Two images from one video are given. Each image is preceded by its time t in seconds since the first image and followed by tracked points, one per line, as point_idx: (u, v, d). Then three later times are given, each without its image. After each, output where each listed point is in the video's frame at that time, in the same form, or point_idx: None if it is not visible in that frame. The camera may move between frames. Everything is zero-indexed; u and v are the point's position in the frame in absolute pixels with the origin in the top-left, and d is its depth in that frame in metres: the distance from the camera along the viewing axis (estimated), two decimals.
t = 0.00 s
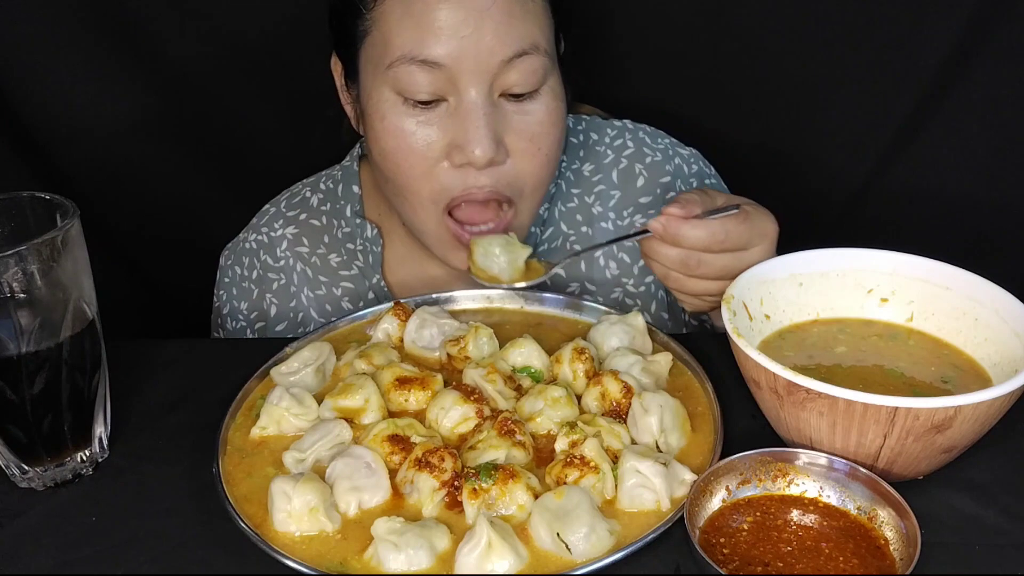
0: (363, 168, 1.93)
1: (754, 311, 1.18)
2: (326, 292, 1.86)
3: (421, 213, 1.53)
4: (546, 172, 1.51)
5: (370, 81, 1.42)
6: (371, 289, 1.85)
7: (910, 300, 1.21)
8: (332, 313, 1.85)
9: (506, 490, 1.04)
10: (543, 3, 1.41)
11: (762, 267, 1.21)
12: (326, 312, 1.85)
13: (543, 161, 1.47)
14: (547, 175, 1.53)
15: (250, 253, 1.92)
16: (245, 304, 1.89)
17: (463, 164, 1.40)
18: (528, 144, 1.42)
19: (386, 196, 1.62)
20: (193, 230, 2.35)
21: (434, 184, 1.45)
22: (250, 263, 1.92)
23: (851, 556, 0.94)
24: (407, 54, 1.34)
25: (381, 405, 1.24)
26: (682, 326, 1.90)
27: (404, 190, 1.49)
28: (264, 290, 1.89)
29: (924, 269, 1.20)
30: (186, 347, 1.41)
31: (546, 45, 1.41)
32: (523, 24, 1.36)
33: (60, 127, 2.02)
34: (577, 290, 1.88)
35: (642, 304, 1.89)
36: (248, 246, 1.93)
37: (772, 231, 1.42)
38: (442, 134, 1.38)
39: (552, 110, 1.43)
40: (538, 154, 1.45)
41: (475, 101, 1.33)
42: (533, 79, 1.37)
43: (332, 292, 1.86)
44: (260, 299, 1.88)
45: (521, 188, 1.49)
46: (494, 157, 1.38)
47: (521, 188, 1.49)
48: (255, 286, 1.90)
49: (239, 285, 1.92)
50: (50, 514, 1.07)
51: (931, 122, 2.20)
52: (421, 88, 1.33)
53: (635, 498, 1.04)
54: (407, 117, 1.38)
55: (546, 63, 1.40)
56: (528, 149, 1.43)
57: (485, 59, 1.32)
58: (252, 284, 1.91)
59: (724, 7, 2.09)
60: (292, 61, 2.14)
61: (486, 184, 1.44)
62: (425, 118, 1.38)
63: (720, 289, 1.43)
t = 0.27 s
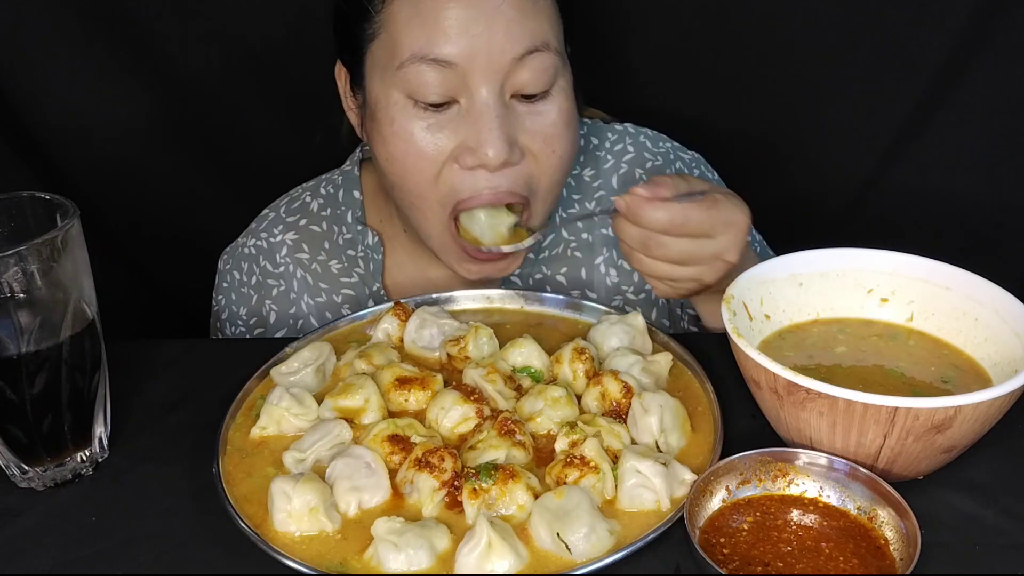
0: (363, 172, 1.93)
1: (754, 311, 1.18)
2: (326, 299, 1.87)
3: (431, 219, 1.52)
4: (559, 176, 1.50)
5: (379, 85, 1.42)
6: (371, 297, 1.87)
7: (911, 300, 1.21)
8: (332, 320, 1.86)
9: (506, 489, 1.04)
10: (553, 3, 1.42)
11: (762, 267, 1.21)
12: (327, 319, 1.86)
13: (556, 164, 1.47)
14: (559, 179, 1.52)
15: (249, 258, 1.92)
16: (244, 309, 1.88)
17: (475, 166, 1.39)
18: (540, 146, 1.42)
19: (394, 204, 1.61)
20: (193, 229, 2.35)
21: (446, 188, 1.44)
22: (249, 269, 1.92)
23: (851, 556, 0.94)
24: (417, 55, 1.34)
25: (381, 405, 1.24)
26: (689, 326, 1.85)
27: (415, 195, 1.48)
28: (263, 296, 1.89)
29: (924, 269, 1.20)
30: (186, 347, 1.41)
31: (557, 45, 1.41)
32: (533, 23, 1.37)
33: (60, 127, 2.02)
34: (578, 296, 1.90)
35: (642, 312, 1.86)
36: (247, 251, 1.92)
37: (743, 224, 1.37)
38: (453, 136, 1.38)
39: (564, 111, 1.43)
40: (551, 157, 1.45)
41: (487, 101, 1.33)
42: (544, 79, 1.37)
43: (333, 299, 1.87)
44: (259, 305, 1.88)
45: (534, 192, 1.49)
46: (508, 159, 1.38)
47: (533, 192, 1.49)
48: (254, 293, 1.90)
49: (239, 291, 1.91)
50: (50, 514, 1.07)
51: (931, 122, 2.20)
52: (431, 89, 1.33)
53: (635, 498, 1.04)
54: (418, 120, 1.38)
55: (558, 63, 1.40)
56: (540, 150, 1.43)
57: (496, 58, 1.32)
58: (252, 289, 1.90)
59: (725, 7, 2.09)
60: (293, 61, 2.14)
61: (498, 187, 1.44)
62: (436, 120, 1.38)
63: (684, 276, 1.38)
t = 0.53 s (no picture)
0: (361, 170, 1.93)
1: (754, 311, 1.18)
2: (322, 296, 1.87)
3: (433, 225, 1.52)
4: (560, 186, 1.52)
5: (389, 88, 1.41)
6: (366, 293, 1.87)
7: (911, 300, 1.21)
8: (328, 317, 1.87)
9: (506, 490, 1.04)
10: (566, 16, 1.42)
11: (762, 268, 1.21)
12: (322, 316, 1.86)
13: (558, 175, 1.48)
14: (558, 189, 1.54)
15: (246, 256, 1.92)
16: (241, 307, 1.89)
17: (483, 178, 1.40)
18: (545, 158, 1.43)
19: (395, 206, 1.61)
20: (194, 229, 2.35)
21: (451, 197, 1.44)
22: (246, 267, 1.91)
23: (851, 556, 0.94)
24: (431, 62, 1.33)
25: (381, 405, 1.24)
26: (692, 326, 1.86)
27: (419, 201, 1.48)
28: (260, 294, 1.89)
29: (924, 269, 1.20)
30: (186, 347, 1.41)
31: (567, 58, 1.41)
32: (547, 36, 1.37)
33: (60, 126, 2.02)
34: (572, 291, 1.90)
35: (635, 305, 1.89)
36: (245, 249, 1.92)
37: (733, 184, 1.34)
38: (464, 147, 1.38)
39: (570, 124, 1.44)
40: (555, 168, 1.46)
41: (499, 114, 1.34)
42: (554, 92, 1.38)
43: (328, 296, 1.87)
44: (256, 303, 1.89)
45: (536, 203, 1.50)
46: (514, 172, 1.39)
47: (535, 203, 1.50)
48: (251, 290, 1.90)
49: (236, 288, 1.91)
50: (51, 514, 1.07)
51: (932, 123, 2.20)
52: (445, 99, 1.33)
53: (635, 498, 1.04)
54: (427, 127, 1.38)
55: (567, 76, 1.41)
56: (546, 162, 1.44)
57: (509, 71, 1.32)
58: (248, 287, 1.90)
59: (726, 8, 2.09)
60: (293, 61, 2.13)
61: (504, 198, 1.45)
62: (448, 130, 1.37)
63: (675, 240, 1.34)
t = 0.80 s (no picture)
0: (361, 166, 1.91)
1: (754, 311, 1.18)
2: (321, 289, 1.88)
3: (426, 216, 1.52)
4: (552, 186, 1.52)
5: (387, 81, 1.41)
6: (364, 286, 1.86)
7: (911, 300, 1.21)
8: (327, 309, 1.88)
9: (506, 490, 1.04)
10: (567, 18, 1.42)
11: (762, 267, 1.21)
12: (321, 308, 1.88)
13: (551, 176, 1.48)
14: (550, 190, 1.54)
15: (246, 250, 1.92)
16: (241, 301, 1.92)
17: (476, 173, 1.40)
18: (539, 158, 1.43)
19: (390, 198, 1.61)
20: (194, 230, 2.35)
21: (443, 192, 1.45)
22: (246, 261, 1.92)
23: (851, 556, 0.94)
24: (431, 59, 1.34)
25: (381, 405, 1.24)
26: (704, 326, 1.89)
27: (414, 192, 1.48)
28: (260, 287, 1.91)
29: (924, 269, 1.20)
30: (186, 347, 1.41)
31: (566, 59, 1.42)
32: (546, 37, 1.37)
33: (60, 127, 2.02)
34: (569, 284, 1.90)
35: (632, 298, 1.91)
36: (245, 243, 1.92)
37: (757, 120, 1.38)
38: (458, 142, 1.38)
39: (566, 125, 1.44)
40: (548, 168, 1.46)
41: (495, 111, 1.34)
42: (551, 93, 1.38)
43: (327, 289, 1.87)
44: (255, 297, 1.91)
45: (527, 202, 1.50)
46: (507, 170, 1.39)
47: (527, 203, 1.50)
48: (251, 284, 1.92)
49: (236, 282, 1.93)
50: (51, 514, 1.07)
51: (932, 123, 2.20)
52: (442, 94, 1.33)
53: (635, 498, 1.04)
54: (422, 122, 1.38)
55: (565, 77, 1.41)
56: (539, 162, 1.44)
57: (507, 70, 1.32)
58: (249, 281, 1.92)
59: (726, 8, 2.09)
60: (293, 61, 2.13)
61: (495, 195, 1.44)
62: (443, 125, 1.37)
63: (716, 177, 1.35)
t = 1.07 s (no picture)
0: (365, 161, 1.92)
1: (754, 311, 1.18)
2: (327, 281, 1.87)
3: (422, 208, 1.54)
4: (545, 173, 1.52)
5: (376, 77, 1.42)
6: (371, 277, 1.86)
7: (911, 300, 1.21)
8: (333, 301, 1.88)
9: (506, 490, 1.04)
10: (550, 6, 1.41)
11: (762, 267, 1.21)
12: (327, 300, 1.88)
13: (542, 164, 1.48)
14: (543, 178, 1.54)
15: (252, 244, 1.92)
16: (247, 296, 1.91)
17: (464, 166, 1.41)
18: (529, 147, 1.43)
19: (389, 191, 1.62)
20: (193, 230, 2.35)
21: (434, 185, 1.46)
22: (252, 256, 1.92)
23: (851, 556, 0.94)
24: (413, 55, 1.34)
25: (381, 405, 1.24)
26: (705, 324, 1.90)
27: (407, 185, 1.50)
28: (266, 281, 1.91)
29: (924, 269, 1.20)
30: (186, 347, 1.41)
31: (552, 47, 1.41)
32: (529, 27, 1.36)
33: (60, 127, 2.02)
34: (576, 277, 1.88)
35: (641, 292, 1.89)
36: (251, 237, 1.92)
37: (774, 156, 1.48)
38: (445, 134, 1.39)
39: (554, 114, 1.44)
40: (538, 158, 1.46)
41: (479, 105, 1.34)
42: (536, 82, 1.38)
43: (333, 281, 1.87)
44: (261, 291, 1.91)
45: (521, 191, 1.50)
46: (495, 161, 1.40)
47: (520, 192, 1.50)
48: (257, 278, 1.92)
49: (241, 277, 1.93)
50: (51, 514, 1.07)
51: (932, 124, 2.20)
52: (426, 90, 1.34)
53: (635, 498, 1.04)
54: (409, 116, 1.39)
55: (551, 66, 1.40)
56: (529, 152, 1.44)
57: (489, 63, 1.32)
58: (254, 275, 1.92)
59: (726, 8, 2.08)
60: (293, 61, 2.13)
61: (485, 185, 1.45)
62: (430, 118, 1.38)
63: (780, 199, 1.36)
